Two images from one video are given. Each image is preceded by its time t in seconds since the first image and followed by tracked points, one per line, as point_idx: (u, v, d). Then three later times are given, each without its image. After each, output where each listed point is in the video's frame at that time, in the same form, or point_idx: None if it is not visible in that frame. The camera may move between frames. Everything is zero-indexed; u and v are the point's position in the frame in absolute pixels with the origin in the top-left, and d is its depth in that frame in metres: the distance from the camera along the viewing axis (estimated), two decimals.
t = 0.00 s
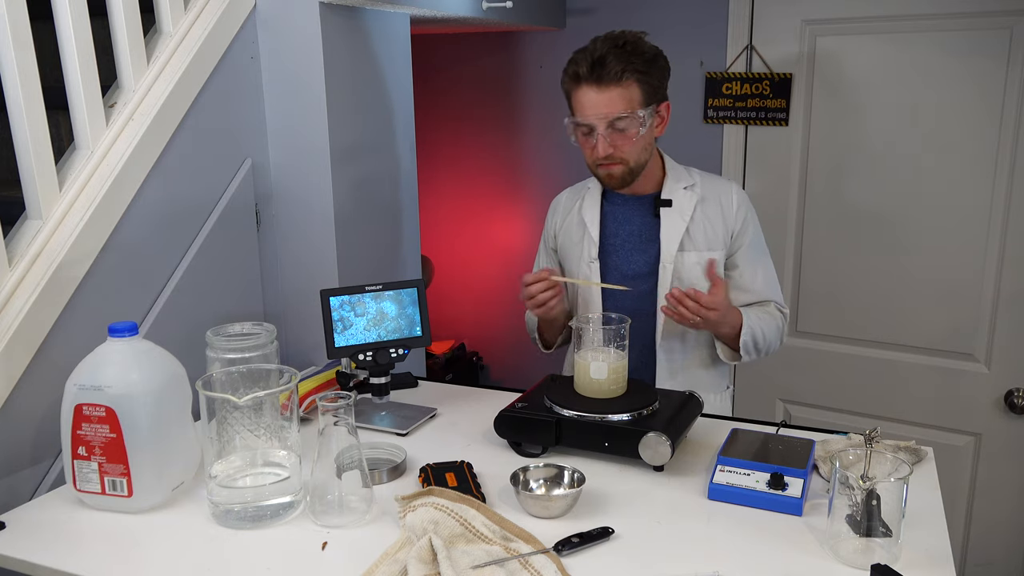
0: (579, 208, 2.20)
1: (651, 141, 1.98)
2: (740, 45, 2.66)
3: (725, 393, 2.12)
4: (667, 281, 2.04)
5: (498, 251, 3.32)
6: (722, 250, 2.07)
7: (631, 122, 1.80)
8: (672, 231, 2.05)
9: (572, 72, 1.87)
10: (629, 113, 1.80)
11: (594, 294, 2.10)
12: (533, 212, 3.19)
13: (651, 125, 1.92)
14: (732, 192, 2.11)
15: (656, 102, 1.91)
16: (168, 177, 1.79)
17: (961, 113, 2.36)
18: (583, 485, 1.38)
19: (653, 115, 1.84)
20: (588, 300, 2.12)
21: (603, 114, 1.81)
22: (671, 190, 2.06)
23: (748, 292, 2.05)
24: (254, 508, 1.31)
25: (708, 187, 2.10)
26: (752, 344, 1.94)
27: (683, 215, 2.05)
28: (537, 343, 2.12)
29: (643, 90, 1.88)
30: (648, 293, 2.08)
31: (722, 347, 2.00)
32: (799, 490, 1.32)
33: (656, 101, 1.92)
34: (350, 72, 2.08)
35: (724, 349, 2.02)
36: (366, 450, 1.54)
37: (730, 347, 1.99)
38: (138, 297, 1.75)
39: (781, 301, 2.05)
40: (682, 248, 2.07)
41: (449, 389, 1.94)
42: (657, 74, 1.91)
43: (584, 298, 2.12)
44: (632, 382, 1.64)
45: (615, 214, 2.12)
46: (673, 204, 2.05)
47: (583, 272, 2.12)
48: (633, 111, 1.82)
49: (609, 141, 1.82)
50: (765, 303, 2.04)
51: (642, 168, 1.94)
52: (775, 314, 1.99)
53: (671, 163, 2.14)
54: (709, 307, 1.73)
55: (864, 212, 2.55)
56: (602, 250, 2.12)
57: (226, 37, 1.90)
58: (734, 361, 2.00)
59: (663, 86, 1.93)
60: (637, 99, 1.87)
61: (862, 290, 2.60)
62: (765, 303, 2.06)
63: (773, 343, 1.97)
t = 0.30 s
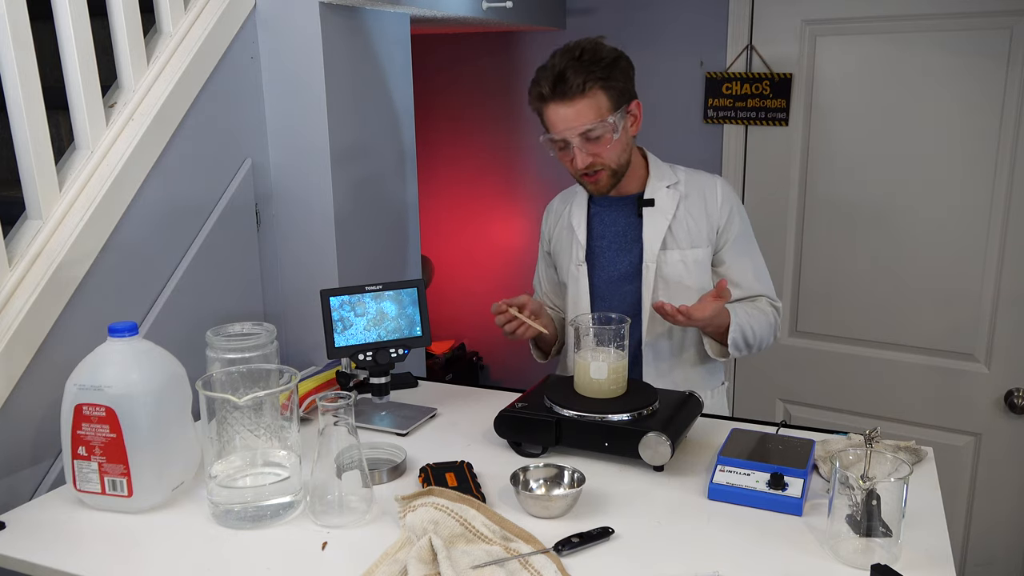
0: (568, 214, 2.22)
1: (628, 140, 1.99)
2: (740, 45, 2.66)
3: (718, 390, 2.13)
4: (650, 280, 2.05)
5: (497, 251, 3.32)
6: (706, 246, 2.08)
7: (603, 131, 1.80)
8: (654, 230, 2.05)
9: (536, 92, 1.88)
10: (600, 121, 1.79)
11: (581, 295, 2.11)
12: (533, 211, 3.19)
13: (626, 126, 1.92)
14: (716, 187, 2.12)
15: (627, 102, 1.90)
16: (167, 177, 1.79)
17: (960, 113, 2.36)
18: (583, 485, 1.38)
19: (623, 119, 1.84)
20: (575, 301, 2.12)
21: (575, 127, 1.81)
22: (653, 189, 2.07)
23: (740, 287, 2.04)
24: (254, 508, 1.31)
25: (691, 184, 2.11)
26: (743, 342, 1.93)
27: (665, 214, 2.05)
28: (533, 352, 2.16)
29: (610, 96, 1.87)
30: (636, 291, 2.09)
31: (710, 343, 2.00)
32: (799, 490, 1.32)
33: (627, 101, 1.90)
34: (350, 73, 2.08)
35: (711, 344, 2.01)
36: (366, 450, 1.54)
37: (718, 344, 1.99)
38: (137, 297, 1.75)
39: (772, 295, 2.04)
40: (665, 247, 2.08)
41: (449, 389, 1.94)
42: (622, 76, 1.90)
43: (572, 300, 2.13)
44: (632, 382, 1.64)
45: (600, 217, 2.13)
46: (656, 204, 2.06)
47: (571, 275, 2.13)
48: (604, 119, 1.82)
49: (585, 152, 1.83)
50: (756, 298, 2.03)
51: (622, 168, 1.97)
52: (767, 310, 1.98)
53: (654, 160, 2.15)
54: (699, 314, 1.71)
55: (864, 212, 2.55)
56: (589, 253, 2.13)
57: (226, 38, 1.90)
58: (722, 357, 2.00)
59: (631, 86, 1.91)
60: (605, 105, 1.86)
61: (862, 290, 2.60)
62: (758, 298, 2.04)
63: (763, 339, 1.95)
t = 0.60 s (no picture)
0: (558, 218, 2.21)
1: (612, 138, 2.00)
2: (740, 45, 2.66)
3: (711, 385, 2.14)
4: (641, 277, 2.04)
5: (497, 251, 3.32)
6: (695, 242, 2.09)
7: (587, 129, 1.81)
8: (643, 228, 2.06)
9: (518, 94, 1.88)
10: (584, 118, 1.80)
11: (574, 296, 2.10)
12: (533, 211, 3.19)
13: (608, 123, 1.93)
14: (701, 181, 2.14)
15: (609, 99, 1.91)
16: (167, 177, 1.79)
17: (959, 113, 2.36)
18: (583, 485, 1.38)
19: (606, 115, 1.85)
20: (568, 302, 2.11)
21: (558, 126, 1.82)
22: (640, 188, 2.07)
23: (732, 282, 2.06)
24: (254, 508, 1.31)
25: (677, 181, 2.12)
26: (730, 335, 1.95)
27: (652, 212, 2.06)
28: (528, 359, 2.18)
29: (591, 94, 1.87)
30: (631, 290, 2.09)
31: (699, 337, 2.01)
32: (799, 490, 1.32)
33: (609, 100, 1.91)
34: (350, 72, 2.08)
35: (700, 340, 2.02)
36: (366, 450, 1.54)
37: (707, 337, 2.00)
38: (137, 297, 1.75)
39: (760, 288, 2.06)
40: (654, 244, 2.08)
41: (449, 389, 1.94)
42: (602, 74, 1.90)
43: (564, 301, 2.12)
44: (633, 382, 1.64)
45: (589, 218, 2.13)
46: (642, 202, 2.07)
47: (564, 276, 2.12)
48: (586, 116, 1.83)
49: (570, 150, 1.84)
50: (743, 292, 2.05)
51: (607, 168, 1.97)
52: (755, 303, 1.99)
53: (640, 159, 2.15)
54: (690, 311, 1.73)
55: (863, 212, 2.55)
56: (582, 255, 2.12)
57: (226, 38, 1.90)
58: (710, 350, 2.01)
59: (612, 84, 1.92)
60: (588, 104, 1.87)
61: (861, 290, 2.60)
62: (743, 291, 2.06)
63: (751, 331, 1.96)
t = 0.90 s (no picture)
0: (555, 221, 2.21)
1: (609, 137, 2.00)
2: (740, 45, 2.66)
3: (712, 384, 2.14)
4: (644, 276, 2.04)
5: (497, 251, 3.32)
6: (695, 239, 2.09)
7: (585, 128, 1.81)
8: (643, 226, 2.05)
9: (516, 95, 1.88)
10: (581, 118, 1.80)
11: (574, 297, 2.10)
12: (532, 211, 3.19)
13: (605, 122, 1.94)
14: (698, 179, 2.15)
15: (605, 99, 1.91)
16: (167, 177, 1.79)
17: (959, 113, 2.36)
18: (583, 485, 1.38)
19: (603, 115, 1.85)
20: (568, 303, 2.11)
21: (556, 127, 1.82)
22: (637, 187, 2.07)
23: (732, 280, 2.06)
24: (254, 508, 1.31)
25: (675, 180, 2.13)
26: (738, 330, 1.93)
27: (652, 210, 2.06)
28: (524, 364, 2.16)
29: (588, 93, 1.88)
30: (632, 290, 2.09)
31: (708, 333, 2.00)
32: (799, 490, 1.32)
33: (604, 99, 1.91)
34: (350, 73, 2.08)
35: (708, 336, 2.02)
36: (366, 450, 1.54)
37: (715, 333, 2.00)
38: (137, 297, 1.75)
39: (761, 284, 2.07)
40: (655, 243, 2.07)
41: (449, 389, 1.94)
42: (598, 73, 1.90)
43: (564, 301, 2.12)
44: (632, 382, 1.64)
45: (588, 218, 2.13)
46: (641, 201, 2.06)
47: (563, 277, 2.12)
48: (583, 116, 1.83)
49: (569, 150, 1.84)
50: (745, 287, 2.05)
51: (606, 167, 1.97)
52: (757, 298, 2.00)
53: (636, 159, 2.15)
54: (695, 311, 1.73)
55: (863, 212, 2.55)
56: (582, 255, 2.12)
57: (226, 38, 1.90)
58: (718, 346, 2.01)
59: (607, 83, 1.93)
60: (585, 103, 1.87)
61: (861, 290, 2.60)
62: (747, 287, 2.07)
63: (755, 326, 1.96)
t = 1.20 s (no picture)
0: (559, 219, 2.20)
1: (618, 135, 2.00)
2: (740, 45, 2.66)
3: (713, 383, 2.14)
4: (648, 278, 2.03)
5: (497, 252, 3.32)
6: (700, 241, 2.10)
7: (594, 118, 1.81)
8: (648, 227, 2.06)
9: (528, 83, 1.88)
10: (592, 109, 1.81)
11: (578, 298, 2.10)
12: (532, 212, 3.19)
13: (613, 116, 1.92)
14: (703, 180, 2.14)
15: (616, 95, 1.92)
16: (167, 177, 1.79)
17: (959, 113, 2.36)
18: (583, 485, 1.38)
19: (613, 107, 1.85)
20: (571, 303, 2.11)
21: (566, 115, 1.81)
22: (643, 188, 2.07)
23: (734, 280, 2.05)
24: (254, 508, 1.31)
25: (681, 181, 2.12)
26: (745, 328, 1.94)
27: (658, 210, 2.06)
28: (524, 354, 2.17)
29: (600, 85, 1.88)
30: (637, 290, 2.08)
31: (716, 331, 1.99)
32: (799, 490, 1.32)
33: (616, 95, 1.93)
34: (350, 73, 2.08)
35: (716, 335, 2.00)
36: (366, 450, 1.54)
37: (723, 332, 1.98)
38: (137, 297, 1.75)
39: (766, 285, 2.06)
40: (660, 244, 2.09)
41: (449, 389, 1.94)
42: (610, 68, 1.92)
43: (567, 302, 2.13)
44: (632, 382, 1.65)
45: (592, 218, 2.14)
46: (647, 201, 2.06)
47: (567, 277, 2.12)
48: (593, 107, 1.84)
49: (577, 140, 1.82)
50: (751, 288, 2.04)
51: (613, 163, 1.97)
52: (762, 299, 1.99)
53: (641, 159, 2.16)
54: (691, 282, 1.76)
55: (863, 212, 2.55)
56: (586, 256, 2.12)
57: (226, 38, 1.90)
58: (728, 345, 1.99)
59: (619, 79, 1.94)
60: (597, 95, 1.87)
61: (861, 290, 2.60)
62: (753, 288, 2.05)
63: (763, 326, 1.96)
